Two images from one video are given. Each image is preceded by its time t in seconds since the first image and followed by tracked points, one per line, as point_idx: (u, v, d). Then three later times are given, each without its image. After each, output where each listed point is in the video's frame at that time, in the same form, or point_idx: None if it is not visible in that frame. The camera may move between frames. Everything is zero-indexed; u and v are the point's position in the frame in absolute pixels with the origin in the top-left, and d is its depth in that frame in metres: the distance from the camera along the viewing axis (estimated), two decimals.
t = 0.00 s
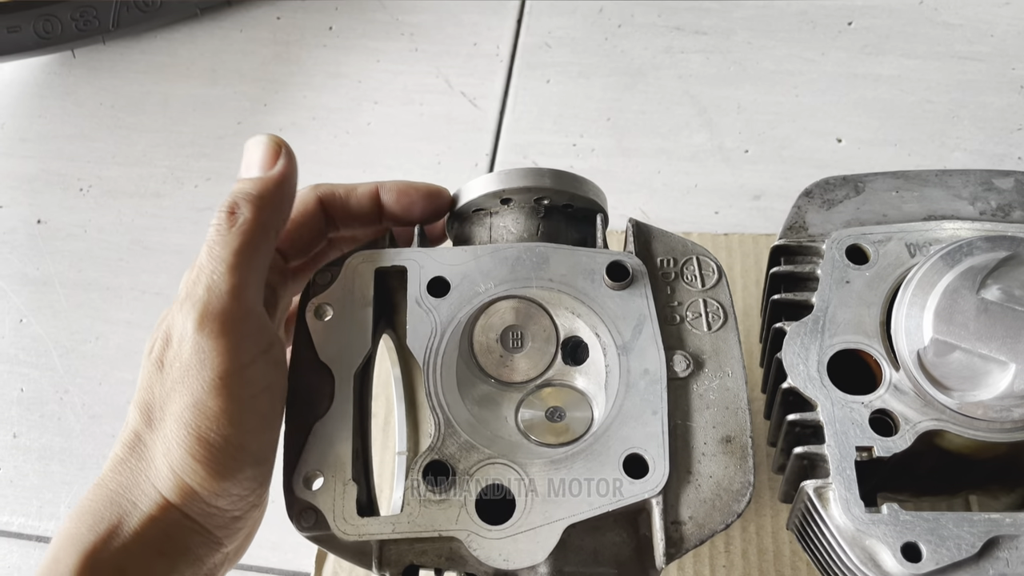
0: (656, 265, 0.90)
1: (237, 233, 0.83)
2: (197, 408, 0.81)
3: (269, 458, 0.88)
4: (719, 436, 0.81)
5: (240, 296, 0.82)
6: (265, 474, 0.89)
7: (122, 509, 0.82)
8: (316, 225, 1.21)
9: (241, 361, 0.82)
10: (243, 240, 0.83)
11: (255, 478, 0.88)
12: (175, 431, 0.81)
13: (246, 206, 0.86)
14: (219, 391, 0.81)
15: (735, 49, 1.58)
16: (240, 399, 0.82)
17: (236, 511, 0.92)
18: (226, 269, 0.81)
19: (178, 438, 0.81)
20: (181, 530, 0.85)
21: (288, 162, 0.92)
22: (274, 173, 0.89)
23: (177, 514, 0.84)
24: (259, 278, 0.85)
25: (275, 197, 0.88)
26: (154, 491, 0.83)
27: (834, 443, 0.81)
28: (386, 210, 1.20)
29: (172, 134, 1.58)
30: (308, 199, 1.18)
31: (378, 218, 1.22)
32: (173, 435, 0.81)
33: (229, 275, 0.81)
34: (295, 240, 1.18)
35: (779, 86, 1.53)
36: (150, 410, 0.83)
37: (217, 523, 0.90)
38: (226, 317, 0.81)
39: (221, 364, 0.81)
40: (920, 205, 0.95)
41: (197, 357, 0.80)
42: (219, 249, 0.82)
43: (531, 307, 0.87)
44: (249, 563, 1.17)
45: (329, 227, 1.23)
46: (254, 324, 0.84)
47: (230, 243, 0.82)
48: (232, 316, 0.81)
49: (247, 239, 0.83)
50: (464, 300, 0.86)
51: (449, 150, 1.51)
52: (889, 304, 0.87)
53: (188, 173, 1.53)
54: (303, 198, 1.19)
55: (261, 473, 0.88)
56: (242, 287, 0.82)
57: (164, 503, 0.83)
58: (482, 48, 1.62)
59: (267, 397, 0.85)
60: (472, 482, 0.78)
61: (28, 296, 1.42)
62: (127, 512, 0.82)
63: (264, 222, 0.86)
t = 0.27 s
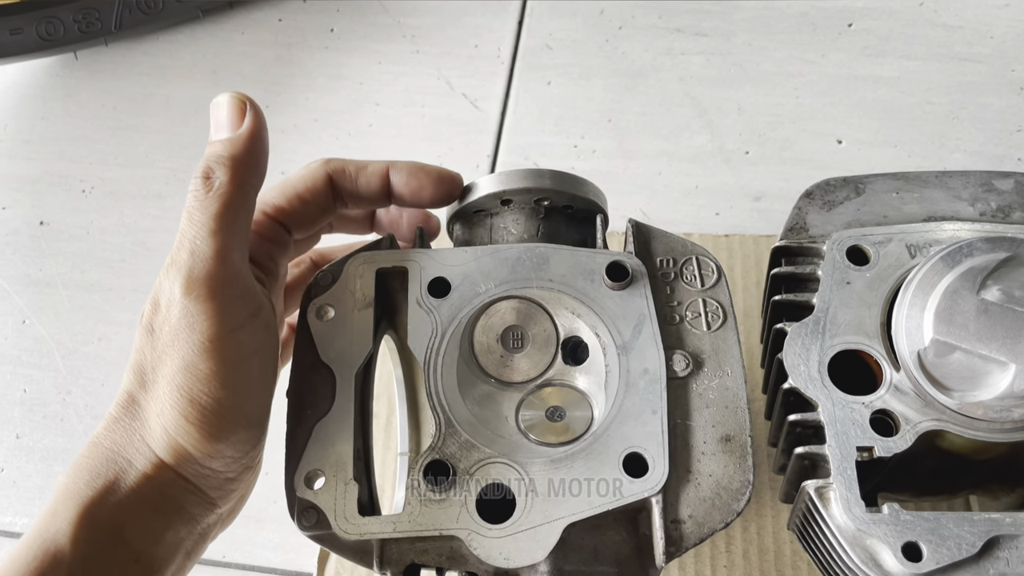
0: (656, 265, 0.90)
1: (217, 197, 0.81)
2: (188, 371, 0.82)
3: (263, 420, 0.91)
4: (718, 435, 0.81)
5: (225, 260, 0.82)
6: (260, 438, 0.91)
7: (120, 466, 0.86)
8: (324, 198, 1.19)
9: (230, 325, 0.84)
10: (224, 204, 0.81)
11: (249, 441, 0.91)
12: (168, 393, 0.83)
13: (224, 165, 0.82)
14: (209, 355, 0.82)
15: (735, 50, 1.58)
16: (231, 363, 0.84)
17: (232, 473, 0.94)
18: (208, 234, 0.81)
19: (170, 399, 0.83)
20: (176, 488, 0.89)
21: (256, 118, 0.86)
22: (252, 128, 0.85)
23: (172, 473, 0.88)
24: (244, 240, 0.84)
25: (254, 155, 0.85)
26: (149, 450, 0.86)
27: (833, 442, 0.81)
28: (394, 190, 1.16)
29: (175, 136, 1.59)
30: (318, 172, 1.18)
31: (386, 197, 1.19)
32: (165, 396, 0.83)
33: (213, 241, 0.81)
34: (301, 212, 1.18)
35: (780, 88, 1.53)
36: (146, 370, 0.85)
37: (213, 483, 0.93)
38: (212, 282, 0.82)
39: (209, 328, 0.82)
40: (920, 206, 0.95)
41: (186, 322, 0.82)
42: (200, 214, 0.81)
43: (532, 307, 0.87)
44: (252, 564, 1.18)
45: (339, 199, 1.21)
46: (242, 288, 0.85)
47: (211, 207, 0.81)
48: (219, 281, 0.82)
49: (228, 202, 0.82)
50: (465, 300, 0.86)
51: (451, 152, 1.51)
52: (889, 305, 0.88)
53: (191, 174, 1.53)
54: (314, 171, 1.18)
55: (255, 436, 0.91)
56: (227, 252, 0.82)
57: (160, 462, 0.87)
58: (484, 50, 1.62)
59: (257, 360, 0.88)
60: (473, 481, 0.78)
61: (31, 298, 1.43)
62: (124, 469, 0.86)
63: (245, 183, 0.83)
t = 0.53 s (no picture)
0: (660, 268, 0.90)
1: (226, 164, 0.77)
2: (201, 338, 0.83)
3: (275, 387, 0.92)
4: (723, 439, 0.81)
5: (237, 229, 0.80)
6: (272, 406, 0.92)
7: (134, 429, 0.88)
8: (346, 174, 1.16)
9: (245, 290, 0.84)
10: (235, 170, 0.77)
11: (261, 409, 0.92)
12: (181, 359, 0.84)
13: (232, 127, 0.77)
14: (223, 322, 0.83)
15: (739, 52, 1.58)
16: (243, 331, 0.85)
17: (244, 441, 0.96)
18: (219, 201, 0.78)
19: (183, 366, 0.84)
20: (188, 452, 0.91)
21: (259, 79, 0.79)
22: (258, 87, 0.79)
23: (185, 437, 0.90)
24: (256, 205, 0.81)
25: (264, 116, 0.79)
26: (163, 415, 0.88)
27: (839, 446, 0.81)
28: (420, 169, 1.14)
29: (177, 137, 1.59)
30: (341, 148, 1.15)
31: (410, 178, 1.18)
32: (179, 362, 0.85)
33: (224, 210, 0.78)
34: (323, 186, 1.15)
35: (783, 89, 1.53)
36: (161, 336, 0.87)
37: (225, 450, 0.95)
38: (225, 251, 0.80)
39: (223, 295, 0.82)
40: (925, 208, 0.95)
41: (199, 289, 0.81)
42: (210, 180, 0.77)
43: (535, 310, 0.87)
44: (255, 566, 1.18)
45: (361, 176, 1.18)
46: (254, 255, 0.83)
47: (221, 174, 0.77)
48: (231, 251, 0.80)
49: (240, 169, 0.77)
50: (468, 303, 0.86)
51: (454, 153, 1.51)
52: (895, 308, 0.88)
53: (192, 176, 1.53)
54: (338, 146, 1.15)
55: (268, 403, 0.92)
56: (240, 222, 0.79)
57: (173, 426, 0.89)
58: (486, 51, 1.62)
59: (270, 327, 0.88)
60: (477, 485, 0.78)
61: (33, 299, 1.42)
62: (139, 433, 0.87)
63: (256, 147, 0.79)
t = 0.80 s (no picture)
0: (660, 269, 0.90)
1: (192, 182, 0.80)
2: (184, 348, 0.83)
3: (263, 393, 0.92)
4: (723, 440, 0.81)
5: (207, 241, 0.81)
6: (260, 411, 0.93)
7: (126, 442, 0.88)
8: (326, 193, 1.19)
9: (219, 301, 0.84)
10: (199, 187, 0.80)
11: (250, 414, 0.92)
12: (168, 371, 0.85)
13: (197, 148, 0.81)
14: (202, 331, 0.83)
15: (739, 52, 1.58)
16: (225, 338, 0.85)
17: (236, 448, 0.96)
18: (187, 218, 0.80)
19: (170, 375, 0.84)
20: (182, 462, 0.91)
21: (219, 103, 0.83)
22: (219, 110, 0.83)
23: (177, 448, 0.90)
24: (226, 221, 0.84)
25: (227, 137, 0.83)
26: (154, 426, 0.88)
27: (839, 447, 0.81)
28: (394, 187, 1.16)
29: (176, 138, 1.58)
30: (320, 168, 1.18)
31: (387, 196, 1.19)
32: (166, 372, 0.85)
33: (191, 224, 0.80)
34: (305, 206, 1.18)
35: (783, 89, 1.53)
36: (149, 350, 0.87)
37: (219, 459, 0.95)
38: (196, 263, 0.81)
39: (199, 304, 0.83)
40: (925, 209, 0.95)
41: (177, 302, 0.82)
42: (179, 198, 0.80)
43: (535, 311, 0.87)
44: (255, 568, 1.18)
45: (342, 195, 1.21)
46: (227, 267, 0.85)
47: (188, 192, 0.80)
48: (202, 263, 0.81)
49: (204, 186, 0.80)
50: (468, 305, 0.86)
51: (453, 154, 1.51)
52: (895, 309, 0.87)
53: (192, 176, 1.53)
54: (317, 167, 1.19)
55: (256, 409, 0.92)
56: (208, 234, 0.81)
57: (165, 438, 0.89)
58: (486, 52, 1.62)
59: (251, 335, 0.89)
60: (476, 487, 0.78)
61: (33, 300, 1.42)
62: (132, 446, 0.88)
63: (219, 164, 0.82)
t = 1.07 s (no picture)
0: (663, 268, 0.90)
1: (216, 146, 0.77)
2: (196, 312, 0.82)
3: (269, 360, 0.92)
4: (727, 440, 0.81)
5: (225, 208, 0.79)
6: (265, 379, 0.93)
7: (131, 400, 0.88)
8: (347, 168, 1.20)
9: (233, 267, 0.83)
10: (221, 151, 0.77)
11: (255, 381, 0.92)
12: (177, 332, 0.84)
13: (222, 111, 0.78)
14: (215, 298, 0.82)
15: (741, 51, 1.58)
16: (237, 305, 0.84)
17: (237, 413, 0.96)
18: (207, 182, 0.78)
19: (179, 337, 0.84)
20: (185, 424, 0.91)
21: (247, 65, 0.79)
22: (246, 72, 0.79)
23: (181, 410, 0.90)
24: (246, 187, 0.81)
25: (253, 102, 0.80)
26: (159, 386, 0.88)
27: (843, 447, 0.81)
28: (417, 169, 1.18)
29: (178, 137, 1.58)
30: (343, 143, 1.19)
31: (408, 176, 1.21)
32: (175, 332, 0.85)
33: (211, 189, 0.77)
34: (326, 179, 1.19)
35: (785, 89, 1.52)
36: (158, 311, 0.87)
37: (221, 423, 0.95)
38: (212, 230, 0.79)
39: (213, 270, 0.81)
40: (929, 208, 0.95)
41: (191, 266, 0.81)
42: (201, 161, 0.78)
43: (538, 311, 0.87)
44: (257, 567, 1.18)
45: (364, 171, 1.22)
46: (243, 235, 0.82)
47: (210, 156, 0.77)
48: (219, 230, 0.79)
49: (226, 151, 0.78)
50: (471, 304, 0.86)
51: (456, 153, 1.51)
52: (898, 308, 0.87)
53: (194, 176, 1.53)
54: (340, 140, 1.19)
55: (261, 375, 0.93)
56: (227, 202, 0.79)
57: (170, 398, 0.89)
58: (488, 51, 1.62)
59: (262, 303, 0.88)
60: (480, 487, 0.78)
61: (34, 300, 1.42)
62: (137, 404, 0.88)
63: (243, 129, 0.79)
